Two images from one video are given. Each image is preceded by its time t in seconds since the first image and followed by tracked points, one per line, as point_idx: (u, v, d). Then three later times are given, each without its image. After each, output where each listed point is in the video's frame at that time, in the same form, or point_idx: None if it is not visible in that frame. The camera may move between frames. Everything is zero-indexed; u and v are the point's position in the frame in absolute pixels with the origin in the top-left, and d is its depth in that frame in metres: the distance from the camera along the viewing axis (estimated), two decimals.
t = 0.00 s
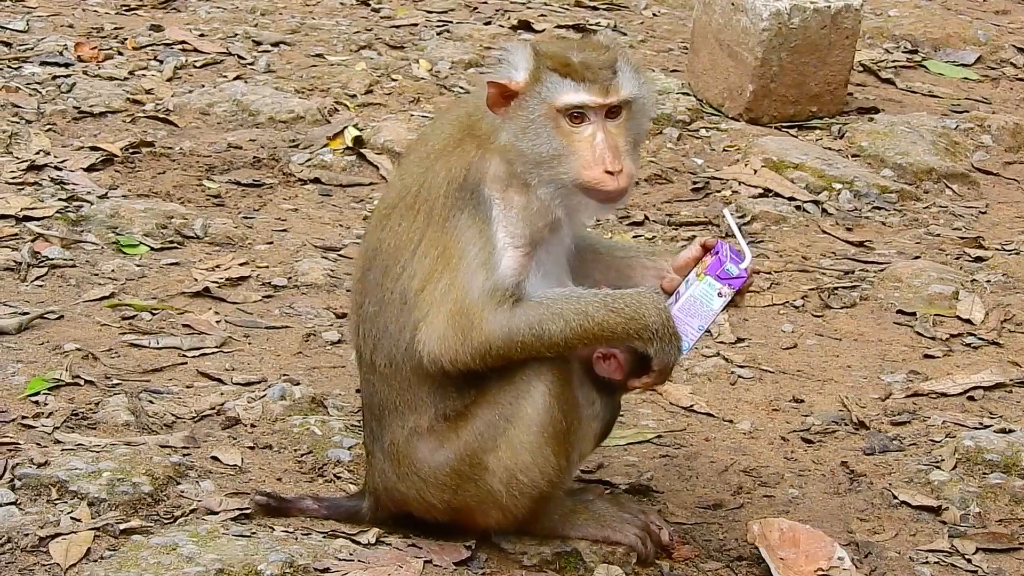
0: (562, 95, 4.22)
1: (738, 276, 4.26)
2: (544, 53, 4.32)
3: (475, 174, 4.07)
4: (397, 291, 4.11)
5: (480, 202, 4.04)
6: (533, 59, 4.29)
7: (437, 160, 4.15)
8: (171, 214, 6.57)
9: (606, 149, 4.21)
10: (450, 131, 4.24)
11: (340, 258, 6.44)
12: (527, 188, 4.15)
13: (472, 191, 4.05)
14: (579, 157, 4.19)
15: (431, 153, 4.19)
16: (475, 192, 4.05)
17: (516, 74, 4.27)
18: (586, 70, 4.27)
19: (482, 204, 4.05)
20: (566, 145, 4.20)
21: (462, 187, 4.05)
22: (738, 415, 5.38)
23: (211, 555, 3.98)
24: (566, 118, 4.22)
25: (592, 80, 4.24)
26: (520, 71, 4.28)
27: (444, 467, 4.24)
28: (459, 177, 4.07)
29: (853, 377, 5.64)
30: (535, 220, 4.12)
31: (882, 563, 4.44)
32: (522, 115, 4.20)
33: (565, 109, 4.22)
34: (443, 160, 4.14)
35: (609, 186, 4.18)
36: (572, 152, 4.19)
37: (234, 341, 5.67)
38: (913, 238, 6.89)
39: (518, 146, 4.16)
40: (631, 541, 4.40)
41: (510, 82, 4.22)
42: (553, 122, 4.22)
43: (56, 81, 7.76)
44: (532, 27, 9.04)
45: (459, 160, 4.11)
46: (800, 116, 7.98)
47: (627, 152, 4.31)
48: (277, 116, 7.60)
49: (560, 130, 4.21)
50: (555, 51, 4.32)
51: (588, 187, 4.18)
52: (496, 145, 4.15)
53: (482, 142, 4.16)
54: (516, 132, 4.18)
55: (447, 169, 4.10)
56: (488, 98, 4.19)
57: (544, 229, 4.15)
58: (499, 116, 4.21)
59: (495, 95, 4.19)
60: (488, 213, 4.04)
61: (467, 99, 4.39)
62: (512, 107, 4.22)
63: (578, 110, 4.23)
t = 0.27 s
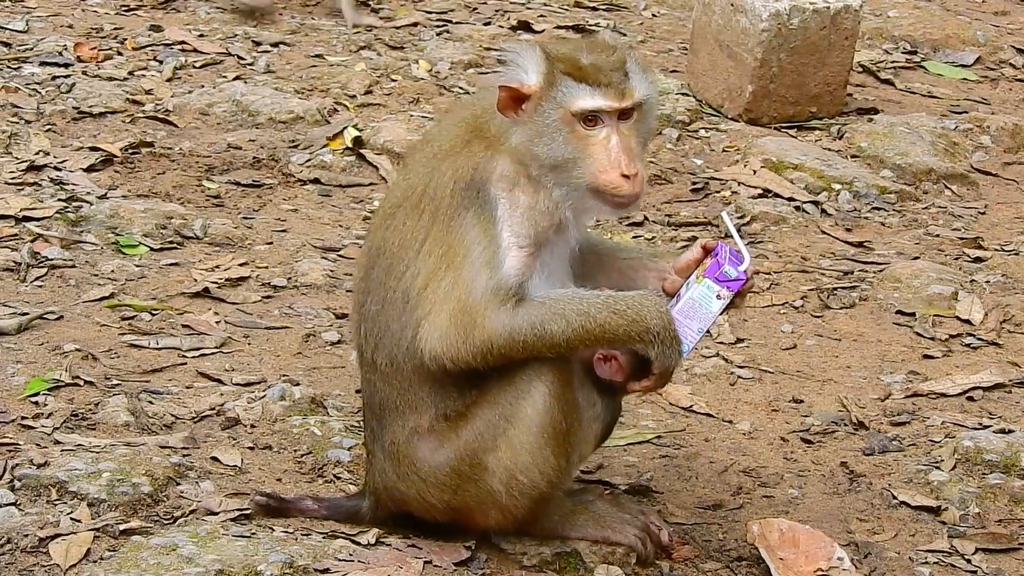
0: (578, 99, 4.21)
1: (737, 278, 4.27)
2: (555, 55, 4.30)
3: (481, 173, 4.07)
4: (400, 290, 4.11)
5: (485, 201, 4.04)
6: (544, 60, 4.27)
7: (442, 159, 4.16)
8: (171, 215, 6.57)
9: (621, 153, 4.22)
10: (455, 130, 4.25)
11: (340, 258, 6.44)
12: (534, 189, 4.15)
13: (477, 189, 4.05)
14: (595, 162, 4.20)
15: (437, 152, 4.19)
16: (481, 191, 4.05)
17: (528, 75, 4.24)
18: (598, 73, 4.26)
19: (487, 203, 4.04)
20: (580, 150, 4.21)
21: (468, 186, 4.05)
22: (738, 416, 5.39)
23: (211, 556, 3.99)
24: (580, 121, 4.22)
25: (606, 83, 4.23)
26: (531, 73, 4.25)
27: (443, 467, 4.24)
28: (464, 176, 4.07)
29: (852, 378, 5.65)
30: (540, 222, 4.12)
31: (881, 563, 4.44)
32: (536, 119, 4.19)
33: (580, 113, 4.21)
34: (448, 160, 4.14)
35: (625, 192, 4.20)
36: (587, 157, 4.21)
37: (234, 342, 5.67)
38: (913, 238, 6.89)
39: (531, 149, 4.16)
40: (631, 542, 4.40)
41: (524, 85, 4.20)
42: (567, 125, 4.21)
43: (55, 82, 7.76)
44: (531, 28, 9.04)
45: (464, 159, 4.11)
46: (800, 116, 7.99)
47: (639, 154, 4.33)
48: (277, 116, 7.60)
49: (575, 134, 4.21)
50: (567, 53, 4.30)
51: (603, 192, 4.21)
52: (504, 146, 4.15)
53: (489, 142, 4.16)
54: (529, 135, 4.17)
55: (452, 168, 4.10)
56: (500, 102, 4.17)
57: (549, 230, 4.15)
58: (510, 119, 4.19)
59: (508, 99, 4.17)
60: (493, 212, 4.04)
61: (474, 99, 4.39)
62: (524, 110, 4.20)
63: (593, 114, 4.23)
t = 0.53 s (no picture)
0: (615, 105, 4.19)
1: (737, 279, 4.27)
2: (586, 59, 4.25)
3: (486, 173, 4.04)
4: (403, 290, 4.10)
5: (490, 200, 4.01)
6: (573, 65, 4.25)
7: (447, 159, 4.13)
8: (171, 215, 6.57)
9: (652, 158, 4.24)
10: (461, 130, 4.22)
11: (339, 258, 6.45)
12: (540, 189, 4.08)
13: (483, 189, 4.01)
14: (629, 167, 4.22)
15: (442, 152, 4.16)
16: (486, 190, 4.01)
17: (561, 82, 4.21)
18: (630, 77, 4.24)
19: (493, 203, 4.01)
20: (611, 155, 4.22)
21: (473, 186, 4.02)
22: (738, 416, 5.39)
23: (211, 556, 3.99)
24: (613, 126, 4.21)
25: (639, 88, 4.22)
26: (562, 78, 4.21)
27: (443, 468, 4.24)
28: (469, 177, 4.04)
29: (852, 378, 5.65)
30: (546, 221, 4.07)
31: (881, 563, 4.44)
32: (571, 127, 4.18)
33: (617, 120, 4.20)
34: (453, 160, 4.11)
35: (653, 195, 4.25)
36: (619, 161, 4.22)
37: (234, 342, 5.68)
38: (913, 239, 6.89)
39: (561, 154, 4.17)
40: (630, 542, 4.40)
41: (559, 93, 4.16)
42: (599, 129, 4.20)
43: (55, 82, 7.77)
44: (531, 28, 9.06)
45: (469, 159, 4.08)
46: (800, 117, 7.99)
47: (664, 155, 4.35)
48: (277, 116, 7.60)
49: (608, 139, 4.21)
50: (598, 55, 4.26)
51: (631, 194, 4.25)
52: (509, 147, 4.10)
53: (493, 143, 4.13)
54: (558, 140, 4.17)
55: (457, 168, 4.07)
56: (532, 108, 4.13)
57: (553, 230, 4.10)
58: (540, 125, 4.16)
59: (540, 105, 4.13)
60: (498, 212, 4.00)
61: (479, 101, 4.36)
62: (555, 115, 4.17)
63: (629, 118, 4.21)
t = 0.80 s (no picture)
0: (653, 143, 4.30)
1: (733, 280, 4.31)
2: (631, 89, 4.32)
3: (498, 173, 4.06)
4: (404, 288, 4.10)
5: (499, 200, 4.03)
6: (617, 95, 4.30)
7: (458, 160, 4.15)
8: (170, 216, 6.58)
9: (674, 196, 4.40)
10: (473, 133, 4.25)
11: (338, 259, 6.45)
12: (552, 192, 4.09)
13: (493, 190, 4.03)
14: (654, 201, 4.37)
15: (453, 153, 4.19)
16: (496, 191, 4.03)
17: (605, 109, 4.27)
18: (670, 118, 4.35)
19: (502, 203, 4.02)
20: (637, 187, 4.35)
21: (484, 186, 4.04)
22: (737, 417, 5.39)
23: (210, 556, 3.99)
24: (646, 162, 4.32)
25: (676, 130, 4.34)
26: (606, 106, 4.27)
27: (442, 469, 4.24)
28: (479, 176, 4.06)
29: (851, 379, 5.65)
30: (553, 223, 4.06)
31: (880, 563, 4.44)
32: (607, 154, 4.25)
33: (654, 155, 4.31)
34: (465, 160, 4.13)
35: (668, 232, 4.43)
36: (642, 195, 4.36)
37: (233, 343, 5.68)
38: (912, 239, 6.90)
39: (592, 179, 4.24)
40: (629, 542, 4.41)
41: (604, 120, 4.21)
42: (631, 162, 4.31)
43: (55, 84, 7.77)
44: (531, 29, 9.12)
45: (481, 160, 4.11)
46: (799, 118, 8.00)
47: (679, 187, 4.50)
48: (276, 118, 7.61)
49: (638, 172, 4.33)
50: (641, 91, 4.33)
51: (646, 225, 4.41)
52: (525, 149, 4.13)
53: (507, 145, 4.16)
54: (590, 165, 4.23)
55: (468, 168, 4.10)
56: (575, 135, 4.18)
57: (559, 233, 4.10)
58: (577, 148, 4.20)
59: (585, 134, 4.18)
60: (506, 212, 4.01)
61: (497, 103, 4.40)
62: (593, 142, 4.22)
63: (661, 158, 4.34)
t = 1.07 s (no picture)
0: (667, 145, 4.36)
1: (737, 285, 4.28)
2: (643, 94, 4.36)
3: (511, 171, 4.07)
4: (410, 283, 4.10)
5: (510, 196, 4.03)
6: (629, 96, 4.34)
7: (470, 158, 4.16)
8: (167, 216, 6.58)
9: (686, 197, 4.45)
10: (484, 131, 4.26)
11: (336, 258, 6.46)
12: (565, 192, 4.12)
13: (504, 187, 4.04)
14: (666, 203, 4.42)
15: (463, 151, 4.20)
16: (507, 188, 4.04)
17: (618, 113, 4.30)
18: (681, 120, 4.41)
19: (515, 199, 4.04)
20: (651, 189, 4.40)
21: (496, 182, 4.05)
22: (734, 415, 5.40)
23: (208, 555, 3.99)
24: (659, 164, 4.37)
25: (688, 132, 4.40)
26: (619, 110, 4.30)
27: (440, 467, 4.23)
28: (491, 173, 4.07)
29: (847, 377, 5.66)
30: (564, 223, 4.10)
31: (877, 561, 4.45)
32: (621, 158, 4.30)
33: (666, 157, 4.37)
34: (476, 157, 4.14)
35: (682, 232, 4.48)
36: (656, 197, 4.41)
37: (230, 342, 5.68)
38: (909, 238, 6.91)
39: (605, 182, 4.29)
40: (627, 540, 4.42)
41: (618, 125, 4.26)
42: (644, 164, 4.35)
43: (52, 83, 7.77)
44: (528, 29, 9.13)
45: (493, 158, 4.12)
46: (796, 117, 8.01)
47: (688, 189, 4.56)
48: (273, 118, 7.61)
49: (651, 174, 4.38)
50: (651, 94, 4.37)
51: (660, 227, 4.46)
52: (539, 149, 4.15)
53: (520, 143, 4.17)
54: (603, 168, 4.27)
55: (480, 165, 4.11)
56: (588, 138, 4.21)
57: (569, 233, 4.12)
58: (591, 150, 4.24)
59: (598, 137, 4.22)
60: (518, 209, 4.03)
61: (506, 103, 4.41)
62: (606, 146, 4.26)
63: (673, 159, 4.39)
